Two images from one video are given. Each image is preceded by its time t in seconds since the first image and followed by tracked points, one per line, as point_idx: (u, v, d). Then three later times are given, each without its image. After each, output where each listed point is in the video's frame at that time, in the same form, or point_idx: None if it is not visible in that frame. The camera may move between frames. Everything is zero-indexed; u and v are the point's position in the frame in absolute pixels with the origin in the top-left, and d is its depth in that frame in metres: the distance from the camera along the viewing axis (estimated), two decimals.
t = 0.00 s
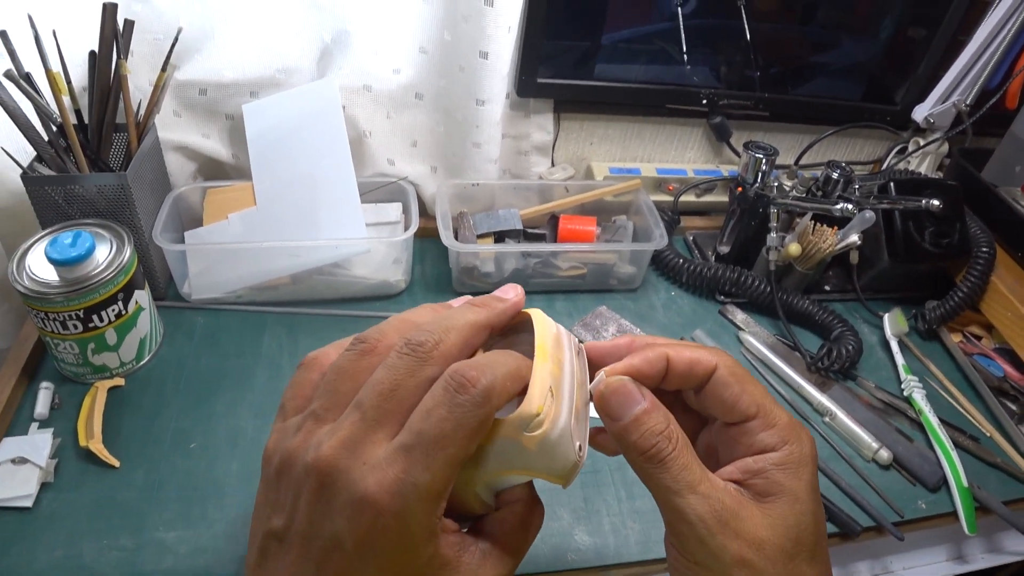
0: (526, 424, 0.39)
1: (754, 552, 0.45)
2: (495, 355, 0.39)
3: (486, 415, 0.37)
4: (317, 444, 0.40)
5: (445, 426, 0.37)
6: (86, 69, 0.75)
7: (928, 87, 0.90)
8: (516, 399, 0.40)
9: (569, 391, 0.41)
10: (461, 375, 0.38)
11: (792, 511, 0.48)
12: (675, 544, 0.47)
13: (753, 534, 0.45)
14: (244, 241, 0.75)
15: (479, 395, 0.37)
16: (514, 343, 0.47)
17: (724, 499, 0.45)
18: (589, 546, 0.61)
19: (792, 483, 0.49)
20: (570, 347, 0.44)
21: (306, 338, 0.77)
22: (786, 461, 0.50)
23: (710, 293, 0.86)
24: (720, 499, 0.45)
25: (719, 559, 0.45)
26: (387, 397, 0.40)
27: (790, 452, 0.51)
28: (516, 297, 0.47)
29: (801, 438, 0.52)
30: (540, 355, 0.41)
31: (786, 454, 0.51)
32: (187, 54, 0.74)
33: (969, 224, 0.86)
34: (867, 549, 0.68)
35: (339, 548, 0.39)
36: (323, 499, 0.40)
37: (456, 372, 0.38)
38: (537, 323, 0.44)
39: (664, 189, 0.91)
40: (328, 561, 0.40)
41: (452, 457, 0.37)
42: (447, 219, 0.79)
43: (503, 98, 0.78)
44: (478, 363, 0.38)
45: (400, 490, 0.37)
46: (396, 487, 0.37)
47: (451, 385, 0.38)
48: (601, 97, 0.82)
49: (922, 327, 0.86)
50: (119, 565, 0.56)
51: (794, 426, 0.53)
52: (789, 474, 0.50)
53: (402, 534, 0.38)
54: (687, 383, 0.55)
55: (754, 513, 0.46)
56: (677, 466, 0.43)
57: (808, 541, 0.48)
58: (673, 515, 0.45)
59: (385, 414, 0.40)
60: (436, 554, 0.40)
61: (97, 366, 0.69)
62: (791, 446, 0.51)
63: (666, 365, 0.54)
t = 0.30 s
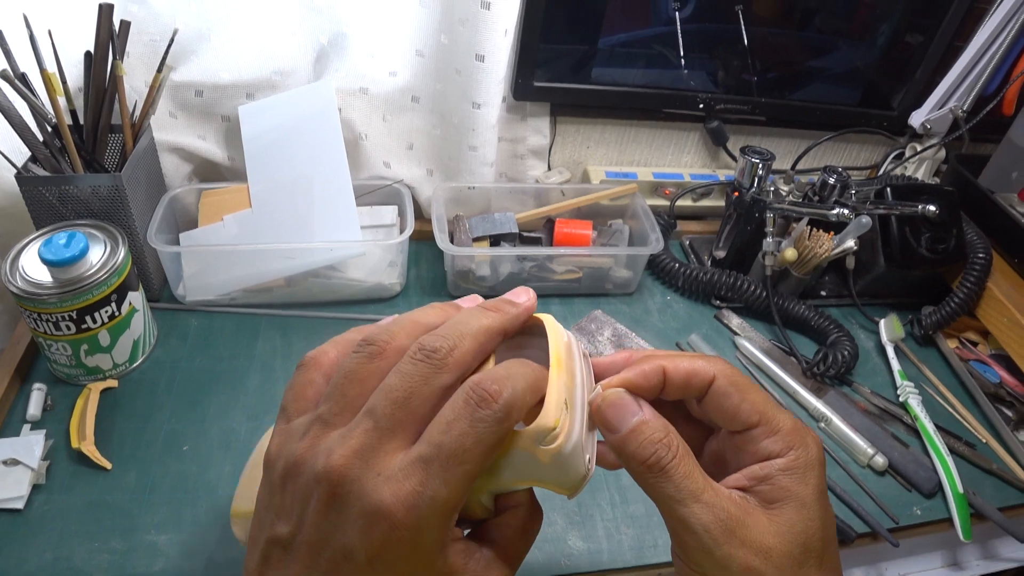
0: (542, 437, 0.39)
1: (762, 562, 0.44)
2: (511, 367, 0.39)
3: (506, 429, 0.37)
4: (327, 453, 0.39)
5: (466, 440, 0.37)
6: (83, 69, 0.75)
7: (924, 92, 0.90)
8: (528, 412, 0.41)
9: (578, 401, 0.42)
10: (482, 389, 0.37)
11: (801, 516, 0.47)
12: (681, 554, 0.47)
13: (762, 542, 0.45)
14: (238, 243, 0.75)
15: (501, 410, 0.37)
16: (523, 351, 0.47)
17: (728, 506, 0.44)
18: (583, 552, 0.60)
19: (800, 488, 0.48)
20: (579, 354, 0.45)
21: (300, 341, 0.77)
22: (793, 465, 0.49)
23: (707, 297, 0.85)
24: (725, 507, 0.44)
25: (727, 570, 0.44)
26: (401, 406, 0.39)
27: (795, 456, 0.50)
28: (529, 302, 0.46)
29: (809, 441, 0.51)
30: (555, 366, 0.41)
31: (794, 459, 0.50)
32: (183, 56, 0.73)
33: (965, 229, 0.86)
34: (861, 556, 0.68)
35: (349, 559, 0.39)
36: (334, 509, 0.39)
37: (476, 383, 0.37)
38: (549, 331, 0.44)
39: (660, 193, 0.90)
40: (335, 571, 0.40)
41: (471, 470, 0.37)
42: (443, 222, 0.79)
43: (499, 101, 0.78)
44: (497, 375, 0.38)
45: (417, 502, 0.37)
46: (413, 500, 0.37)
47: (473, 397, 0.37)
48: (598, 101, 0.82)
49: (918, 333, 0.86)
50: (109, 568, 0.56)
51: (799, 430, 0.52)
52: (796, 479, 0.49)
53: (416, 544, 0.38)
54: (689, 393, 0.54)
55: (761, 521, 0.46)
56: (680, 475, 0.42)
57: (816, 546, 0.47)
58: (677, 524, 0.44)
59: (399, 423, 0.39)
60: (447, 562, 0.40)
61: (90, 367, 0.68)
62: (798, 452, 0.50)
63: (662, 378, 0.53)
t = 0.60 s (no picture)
0: (552, 447, 0.39)
1: (783, 556, 0.43)
2: (523, 373, 0.39)
3: (520, 438, 0.37)
4: (333, 458, 0.39)
5: (479, 450, 0.37)
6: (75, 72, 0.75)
7: (918, 91, 0.90)
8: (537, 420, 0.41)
9: (586, 409, 0.42)
10: (497, 397, 0.37)
11: (824, 502, 0.45)
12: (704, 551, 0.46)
13: (782, 534, 0.43)
14: (231, 245, 0.75)
15: (515, 420, 0.37)
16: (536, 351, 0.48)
17: (744, 501, 0.43)
18: (578, 552, 0.60)
19: (824, 473, 0.46)
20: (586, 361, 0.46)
21: (295, 343, 0.77)
22: (814, 449, 0.47)
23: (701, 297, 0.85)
24: (740, 503, 0.43)
25: (749, 566, 0.43)
26: (412, 411, 0.38)
27: (814, 440, 0.48)
28: (538, 304, 0.46)
29: (831, 419, 0.49)
30: (565, 375, 0.42)
31: (815, 443, 0.47)
32: (176, 57, 0.73)
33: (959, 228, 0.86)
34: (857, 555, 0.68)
35: (355, 568, 0.39)
36: (341, 517, 0.39)
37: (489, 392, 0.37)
38: (558, 337, 0.45)
39: (654, 193, 0.91)
40: None
41: (482, 480, 0.37)
42: (437, 223, 0.79)
43: (493, 102, 0.78)
44: (512, 383, 0.38)
45: (428, 512, 0.37)
46: (425, 509, 0.37)
47: (486, 406, 0.37)
48: (592, 101, 0.82)
49: (913, 332, 0.86)
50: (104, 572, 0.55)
51: (817, 410, 0.49)
52: (817, 464, 0.46)
53: (424, 554, 0.38)
54: (693, 388, 0.53)
55: (779, 513, 0.44)
56: (689, 474, 0.42)
57: (843, 532, 0.45)
58: (693, 523, 0.44)
59: (409, 430, 0.39)
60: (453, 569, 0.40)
61: (84, 371, 0.68)
62: (818, 435, 0.48)
63: (664, 378, 0.53)
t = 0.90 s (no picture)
0: (550, 446, 0.39)
1: (775, 563, 0.43)
2: (521, 372, 0.39)
3: (518, 437, 0.37)
4: (329, 457, 0.39)
5: (477, 449, 0.37)
6: (67, 72, 0.74)
7: (911, 90, 0.90)
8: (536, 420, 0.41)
9: (585, 408, 0.42)
10: (495, 397, 0.37)
11: (819, 510, 0.45)
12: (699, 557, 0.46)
13: (775, 541, 0.43)
14: (224, 247, 0.75)
15: (513, 419, 0.37)
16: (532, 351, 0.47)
17: (739, 508, 0.43)
18: (573, 552, 0.60)
19: (820, 480, 0.46)
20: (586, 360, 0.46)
21: (289, 344, 0.77)
22: (810, 456, 0.47)
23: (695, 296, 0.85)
24: (735, 510, 0.43)
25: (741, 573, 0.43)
26: (409, 410, 0.38)
27: (811, 445, 0.47)
28: (537, 303, 0.46)
29: (830, 424, 0.49)
30: (564, 374, 0.42)
31: (812, 449, 0.47)
32: (168, 58, 0.73)
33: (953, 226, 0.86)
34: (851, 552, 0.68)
35: (351, 567, 0.38)
36: (338, 517, 0.38)
37: (487, 392, 0.37)
38: (558, 336, 0.45)
39: (648, 192, 0.91)
40: None
41: (479, 480, 0.37)
42: (431, 223, 0.79)
43: (486, 102, 0.78)
44: (511, 382, 0.38)
45: (425, 512, 0.37)
46: (421, 509, 0.37)
47: (484, 406, 0.37)
48: (585, 101, 0.82)
49: (907, 330, 0.86)
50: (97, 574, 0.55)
51: (814, 414, 0.49)
52: (813, 471, 0.46)
53: (421, 554, 0.38)
54: (695, 386, 0.54)
55: (772, 520, 0.44)
56: (687, 477, 0.42)
57: (838, 541, 0.45)
58: (687, 526, 0.44)
59: (406, 429, 0.39)
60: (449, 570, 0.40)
61: (77, 373, 0.68)
62: (816, 440, 0.47)
63: (667, 377, 0.53)
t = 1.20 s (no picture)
0: (546, 447, 0.39)
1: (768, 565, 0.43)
2: (517, 373, 0.39)
3: (514, 437, 0.37)
4: (324, 458, 0.39)
5: (473, 450, 0.37)
6: (61, 71, 0.74)
7: (906, 89, 0.90)
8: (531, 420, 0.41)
9: (581, 409, 0.42)
10: (491, 398, 0.37)
11: (812, 513, 0.45)
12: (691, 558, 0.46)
13: (768, 544, 0.43)
14: (219, 246, 0.75)
15: (509, 419, 0.37)
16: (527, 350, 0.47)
17: (731, 511, 0.43)
18: (568, 551, 0.60)
19: (814, 483, 0.46)
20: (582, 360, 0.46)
21: (285, 343, 0.77)
22: (805, 459, 0.47)
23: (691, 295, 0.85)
24: (728, 512, 0.43)
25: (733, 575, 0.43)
26: (405, 410, 0.38)
27: (805, 447, 0.47)
28: (533, 302, 0.46)
29: (824, 426, 0.49)
30: (560, 374, 0.41)
31: (806, 451, 0.47)
32: (163, 56, 0.73)
33: (948, 224, 0.86)
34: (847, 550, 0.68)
35: (347, 568, 0.38)
36: (333, 518, 0.38)
37: (484, 392, 0.37)
38: (554, 336, 0.45)
39: (644, 191, 0.91)
40: None
41: (476, 480, 0.37)
42: (427, 222, 0.79)
43: (482, 101, 0.78)
44: (507, 383, 0.38)
45: (421, 513, 0.37)
46: (417, 510, 0.37)
47: (480, 407, 0.37)
48: (581, 99, 0.82)
49: (902, 328, 0.86)
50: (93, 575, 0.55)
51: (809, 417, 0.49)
52: (808, 474, 0.46)
53: (417, 555, 0.38)
54: (690, 385, 0.54)
55: (764, 522, 0.44)
56: (678, 479, 0.42)
57: (830, 544, 0.45)
58: (679, 528, 0.44)
59: (402, 429, 0.38)
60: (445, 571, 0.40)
61: (72, 372, 0.68)
62: (810, 443, 0.48)
63: (661, 376, 0.53)
